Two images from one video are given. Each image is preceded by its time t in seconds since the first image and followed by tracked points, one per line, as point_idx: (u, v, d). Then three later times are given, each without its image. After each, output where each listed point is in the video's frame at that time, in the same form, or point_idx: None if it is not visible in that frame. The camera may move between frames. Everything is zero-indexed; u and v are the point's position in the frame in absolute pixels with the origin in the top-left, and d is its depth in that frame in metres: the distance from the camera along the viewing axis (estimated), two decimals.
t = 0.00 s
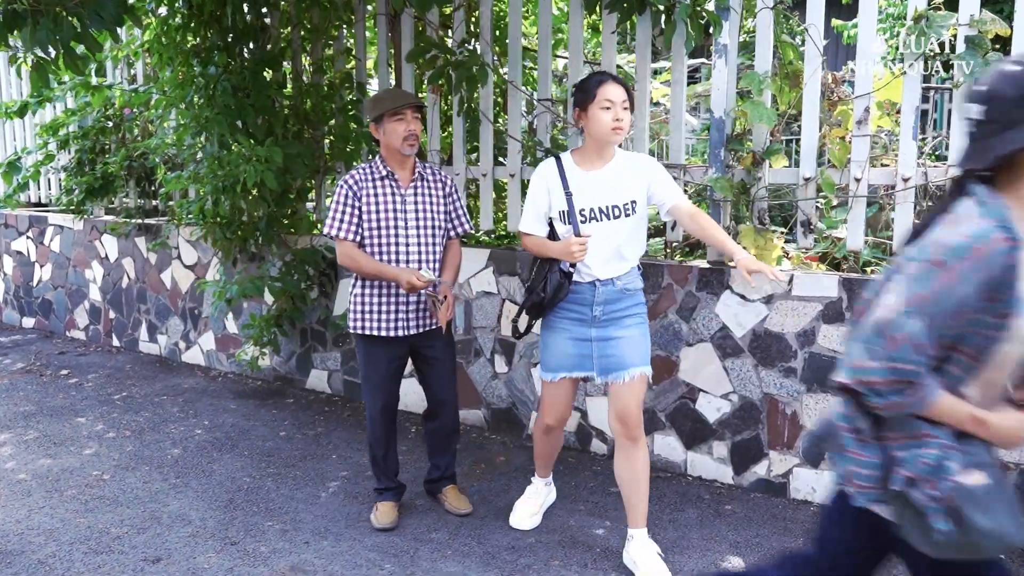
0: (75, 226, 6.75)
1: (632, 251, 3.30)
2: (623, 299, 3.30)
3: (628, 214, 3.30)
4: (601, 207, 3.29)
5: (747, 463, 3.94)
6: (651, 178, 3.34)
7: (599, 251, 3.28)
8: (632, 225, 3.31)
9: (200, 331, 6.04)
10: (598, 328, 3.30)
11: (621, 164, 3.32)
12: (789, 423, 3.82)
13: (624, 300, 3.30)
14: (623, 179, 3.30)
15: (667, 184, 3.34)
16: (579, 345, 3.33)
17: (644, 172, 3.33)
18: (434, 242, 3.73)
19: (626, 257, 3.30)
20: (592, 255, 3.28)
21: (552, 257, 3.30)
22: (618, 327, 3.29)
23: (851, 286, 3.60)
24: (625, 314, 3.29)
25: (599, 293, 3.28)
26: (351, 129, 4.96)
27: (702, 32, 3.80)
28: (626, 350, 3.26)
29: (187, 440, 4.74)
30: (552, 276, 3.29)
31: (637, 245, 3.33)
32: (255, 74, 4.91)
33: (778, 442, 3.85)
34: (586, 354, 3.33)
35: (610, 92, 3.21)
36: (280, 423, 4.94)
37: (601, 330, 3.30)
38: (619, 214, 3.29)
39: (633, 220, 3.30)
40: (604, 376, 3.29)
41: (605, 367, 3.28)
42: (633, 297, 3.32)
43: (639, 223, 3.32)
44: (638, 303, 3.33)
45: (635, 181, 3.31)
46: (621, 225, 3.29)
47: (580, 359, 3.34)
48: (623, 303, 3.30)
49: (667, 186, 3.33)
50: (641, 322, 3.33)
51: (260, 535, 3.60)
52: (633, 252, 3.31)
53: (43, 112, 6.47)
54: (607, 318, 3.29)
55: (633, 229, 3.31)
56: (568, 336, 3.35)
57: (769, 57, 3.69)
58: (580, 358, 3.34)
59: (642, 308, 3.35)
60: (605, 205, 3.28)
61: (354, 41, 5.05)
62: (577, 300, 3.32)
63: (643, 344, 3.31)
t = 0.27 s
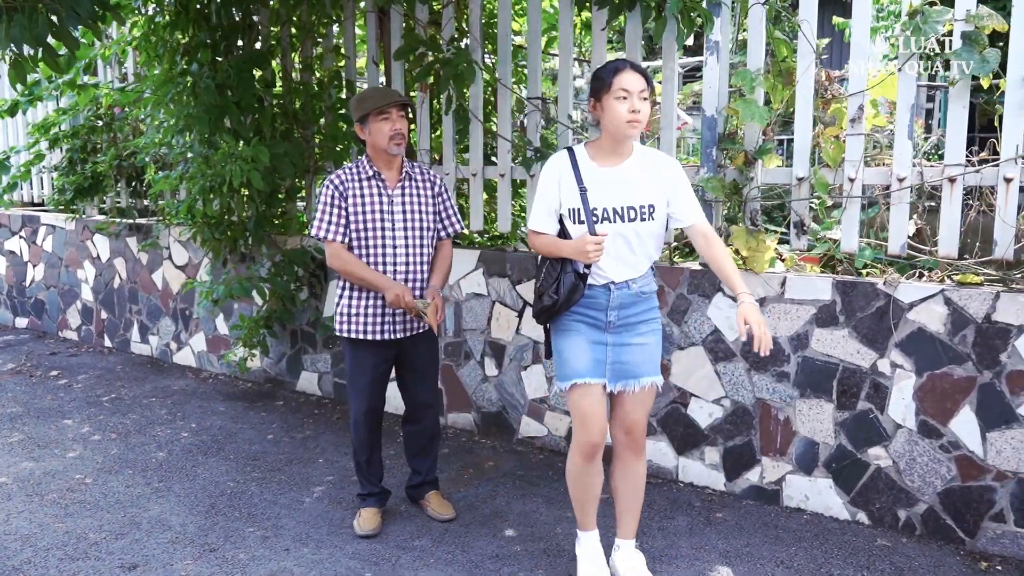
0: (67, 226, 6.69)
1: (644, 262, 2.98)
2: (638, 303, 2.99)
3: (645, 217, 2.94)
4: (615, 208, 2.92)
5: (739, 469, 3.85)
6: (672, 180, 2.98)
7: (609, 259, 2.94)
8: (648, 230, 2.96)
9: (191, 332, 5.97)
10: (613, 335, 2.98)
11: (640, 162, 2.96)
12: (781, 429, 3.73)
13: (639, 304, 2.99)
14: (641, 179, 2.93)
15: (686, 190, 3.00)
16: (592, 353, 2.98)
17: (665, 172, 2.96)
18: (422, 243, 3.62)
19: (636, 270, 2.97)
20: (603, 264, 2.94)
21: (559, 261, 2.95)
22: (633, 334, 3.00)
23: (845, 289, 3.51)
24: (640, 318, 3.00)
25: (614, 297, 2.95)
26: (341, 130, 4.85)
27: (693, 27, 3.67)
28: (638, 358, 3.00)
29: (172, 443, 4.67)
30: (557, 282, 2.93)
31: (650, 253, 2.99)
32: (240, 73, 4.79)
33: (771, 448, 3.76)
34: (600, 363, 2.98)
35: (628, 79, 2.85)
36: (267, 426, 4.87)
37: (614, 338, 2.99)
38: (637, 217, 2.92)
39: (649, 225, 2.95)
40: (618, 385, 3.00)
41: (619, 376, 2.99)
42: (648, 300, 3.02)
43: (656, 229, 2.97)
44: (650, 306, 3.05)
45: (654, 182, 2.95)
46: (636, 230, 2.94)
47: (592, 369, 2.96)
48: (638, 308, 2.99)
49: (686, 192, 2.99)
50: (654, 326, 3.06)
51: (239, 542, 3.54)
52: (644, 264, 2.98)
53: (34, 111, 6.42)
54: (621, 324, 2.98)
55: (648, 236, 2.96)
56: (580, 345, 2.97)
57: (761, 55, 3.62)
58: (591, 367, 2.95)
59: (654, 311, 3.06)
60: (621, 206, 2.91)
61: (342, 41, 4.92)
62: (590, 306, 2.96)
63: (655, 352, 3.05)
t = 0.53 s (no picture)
0: (75, 226, 6.74)
1: (649, 260, 2.92)
2: (643, 310, 2.90)
3: (646, 213, 2.90)
4: (615, 203, 2.89)
5: (736, 474, 3.81)
6: (672, 175, 2.94)
7: (612, 258, 2.89)
8: (650, 226, 2.92)
9: (195, 333, 5.99)
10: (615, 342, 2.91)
11: (640, 156, 2.92)
12: (779, 434, 3.69)
13: (644, 311, 2.91)
14: (640, 174, 2.90)
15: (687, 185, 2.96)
16: (591, 361, 2.93)
17: (665, 166, 2.93)
18: (417, 245, 3.61)
19: (640, 268, 2.91)
20: (605, 263, 2.89)
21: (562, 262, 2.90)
22: (636, 342, 2.91)
23: (843, 293, 3.47)
24: (643, 326, 2.91)
25: (615, 304, 2.89)
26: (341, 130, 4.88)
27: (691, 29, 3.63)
28: (641, 369, 2.90)
29: (172, 443, 4.69)
30: (559, 281, 2.88)
31: (655, 252, 2.94)
32: (239, 74, 4.75)
33: (768, 453, 3.72)
34: (599, 372, 2.92)
35: (616, 72, 2.80)
36: (267, 427, 4.87)
37: (615, 345, 2.91)
38: (638, 212, 2.89)
39: (650, 221, 2.91)
40: (620, 396, 2.91)
41: (620, 386, 2.91)
42: (655, 307, 2.92)
43: (658, 225, 2.93)
44: (659, 314, 2.95)
45: (655, 176, 2.92)
46: (637, 227, 2.89)
47: (592, 376, 2.92)
48: (643, 315, 2.90)
49: (687, 188, 2.95)
50: (662, 336, 2.95)
51: (232, 543, 3.54)
52: (648, 261, 2.92)
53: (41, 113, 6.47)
54: (624, 331, 2.91)
55: (650, 233, 2.91)
56: (579, 351, 2.94)
57: (760, 56, 3.59)
58: (591, 374, 2.92)
59: (664, 320, 2.95)
60: (621, 201, 2.88)
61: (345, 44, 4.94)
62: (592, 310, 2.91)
63: (663, 363, 2.94)
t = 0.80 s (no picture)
0: (86, 225, 6.85)
1: (642, 257, 2.84)
2: (636, 309, 2.84)
3: (636, 208, 2.83)
4: (608, 197, 2.86)
5: (727, 471, 3.83)
6: (673, 171, 2.80)
7: (602, 253, 2.87)
8: (646, 221, 2.83)
9: (202, 330, 6.08)
10: (605, 339, 2.88)
11: (637, 150, 2.85)
12: (770, 432, 3.71)
13: (638, 310, 2.85)
14: (633, 167, 2.83)
15: (688, 177, 2.81)
16: (582, 354, 2.94)
17: (661, 157, 2.82)
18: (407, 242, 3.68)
19: (631, 266, 2.84)
20: (597, 257, 2.88)
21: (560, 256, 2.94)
22: (628, 341, 2.86)
23: (832, 291, 3.48)
24: (635, 326, 2.85)
25: (606, 300, 2.86)
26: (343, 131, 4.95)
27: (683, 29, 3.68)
28: (629, 368, 2.86)
29: (175, 438, 4.77)
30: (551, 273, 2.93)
31: (653, 248, 2.84)
32: (241, 75, 4.82)
33: (758, 451, 3.74)
34: (589, 366, 2.92)
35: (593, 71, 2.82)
36: (269, 423, 4.95)
37: (606, 342, 2.89)
38: (628, 207, 2.83)
39: (645, 215, 2.83)
40: (606, 392, 2.90)
41: (607, 383, 2.90)
42: (650, 308, 2.84)
43: (654, 219, 2.83)
44: (656, 316, 2.87)
45: (650, 168, 2.82)
46: (629, 221, 2.83)
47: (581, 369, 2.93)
48: (636, 314, 2.84)
49: (686, 180, 2.79)
50: (658, 338, 2.87)
51: (228, 535, 3.60)
52: (641, 258, 2.84)
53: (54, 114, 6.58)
54: (614, 328, 2.87)
55: (643, 228, 2.83)
56: (574, 342, 2.96)
57: (750, 55, 3.61)
58: (580, 367, 2.93)
59: (661, 322, 2.87)
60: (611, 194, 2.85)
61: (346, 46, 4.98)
62: (585, 305, 2.92)
63: (655, 366, 2.86)
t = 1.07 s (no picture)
0: (88, 224, 6.94)
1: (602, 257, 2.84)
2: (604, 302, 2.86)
3: (596, 208, 2.84)
4: (577, 198, 2.90)
5: (708, 467, 3.87)
6: (634, 172, 2.77)
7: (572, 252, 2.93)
8: (605, 221, 2.82)
9: (200, 327, 6.16)
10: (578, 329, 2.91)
11: (603, 151, 2.85)
12: (749, 427, 3.74)
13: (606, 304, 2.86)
14: (598, 167, 2.85)
15: (643, 179, 2.75)
16: (561, 342, 3.00)
17: (621, 158, 2.80)
18: (389, 239, 3.75)
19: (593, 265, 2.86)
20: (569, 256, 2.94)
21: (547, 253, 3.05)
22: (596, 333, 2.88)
23: (810, 288, 3.51)
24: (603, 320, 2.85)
25: (581, 291, 2.90)
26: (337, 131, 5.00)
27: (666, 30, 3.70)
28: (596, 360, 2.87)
29: (169, 433, 4.84)
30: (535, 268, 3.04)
31: (614, 249, 2.83)
32: (233, 75, 4.89)
33: (738, 447, 3.77)
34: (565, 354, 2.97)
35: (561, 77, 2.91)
36: (261, 418, 5.01)
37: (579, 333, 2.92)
38: (591, 207, 2.85)
39: (605, 216, 2.82)
40: (575, 381, 2.93)
41: (577, 372, 2.92)
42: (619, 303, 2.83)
43: (614, 220, 2.81)
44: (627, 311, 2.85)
45: (609, 170, 2.81)
46: (591, 221, 2.85)
47: (557, 356, 3.00)
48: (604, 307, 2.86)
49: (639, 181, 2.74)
50: (626, 333, 2.84)
51: (214, 526, 3.67)
52: (601, 258, 2.85)
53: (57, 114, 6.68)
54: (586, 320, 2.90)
55: (604, 229, 2.83)
56: (557, 331, 3.02)
57: (730, 53, 3.63)
58: (556, 354, 3.01)
59: (631, 318, 2.84)
60: (578, 194, 2.89)
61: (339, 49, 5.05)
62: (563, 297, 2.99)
63: (621, 361, 2.85)
